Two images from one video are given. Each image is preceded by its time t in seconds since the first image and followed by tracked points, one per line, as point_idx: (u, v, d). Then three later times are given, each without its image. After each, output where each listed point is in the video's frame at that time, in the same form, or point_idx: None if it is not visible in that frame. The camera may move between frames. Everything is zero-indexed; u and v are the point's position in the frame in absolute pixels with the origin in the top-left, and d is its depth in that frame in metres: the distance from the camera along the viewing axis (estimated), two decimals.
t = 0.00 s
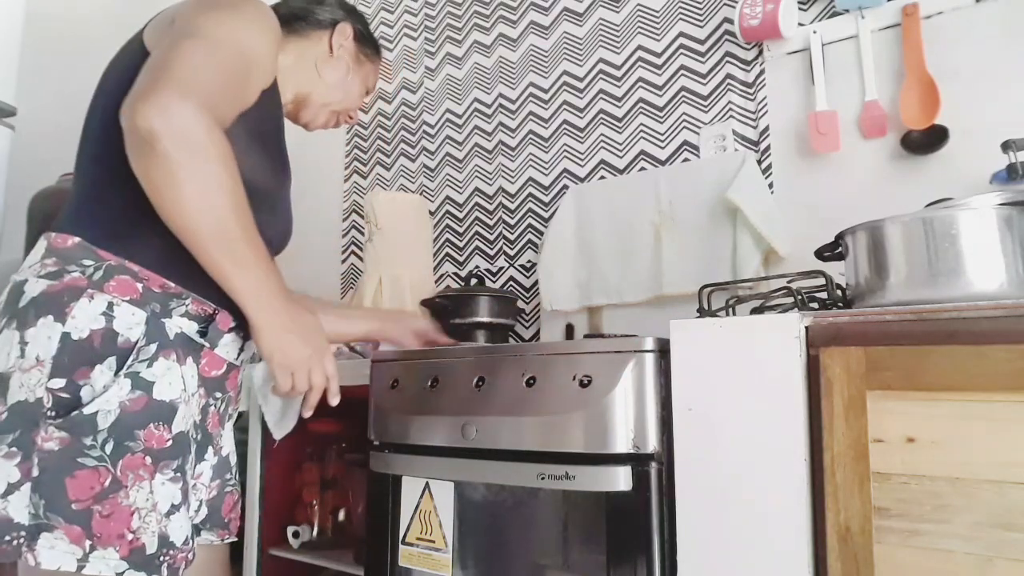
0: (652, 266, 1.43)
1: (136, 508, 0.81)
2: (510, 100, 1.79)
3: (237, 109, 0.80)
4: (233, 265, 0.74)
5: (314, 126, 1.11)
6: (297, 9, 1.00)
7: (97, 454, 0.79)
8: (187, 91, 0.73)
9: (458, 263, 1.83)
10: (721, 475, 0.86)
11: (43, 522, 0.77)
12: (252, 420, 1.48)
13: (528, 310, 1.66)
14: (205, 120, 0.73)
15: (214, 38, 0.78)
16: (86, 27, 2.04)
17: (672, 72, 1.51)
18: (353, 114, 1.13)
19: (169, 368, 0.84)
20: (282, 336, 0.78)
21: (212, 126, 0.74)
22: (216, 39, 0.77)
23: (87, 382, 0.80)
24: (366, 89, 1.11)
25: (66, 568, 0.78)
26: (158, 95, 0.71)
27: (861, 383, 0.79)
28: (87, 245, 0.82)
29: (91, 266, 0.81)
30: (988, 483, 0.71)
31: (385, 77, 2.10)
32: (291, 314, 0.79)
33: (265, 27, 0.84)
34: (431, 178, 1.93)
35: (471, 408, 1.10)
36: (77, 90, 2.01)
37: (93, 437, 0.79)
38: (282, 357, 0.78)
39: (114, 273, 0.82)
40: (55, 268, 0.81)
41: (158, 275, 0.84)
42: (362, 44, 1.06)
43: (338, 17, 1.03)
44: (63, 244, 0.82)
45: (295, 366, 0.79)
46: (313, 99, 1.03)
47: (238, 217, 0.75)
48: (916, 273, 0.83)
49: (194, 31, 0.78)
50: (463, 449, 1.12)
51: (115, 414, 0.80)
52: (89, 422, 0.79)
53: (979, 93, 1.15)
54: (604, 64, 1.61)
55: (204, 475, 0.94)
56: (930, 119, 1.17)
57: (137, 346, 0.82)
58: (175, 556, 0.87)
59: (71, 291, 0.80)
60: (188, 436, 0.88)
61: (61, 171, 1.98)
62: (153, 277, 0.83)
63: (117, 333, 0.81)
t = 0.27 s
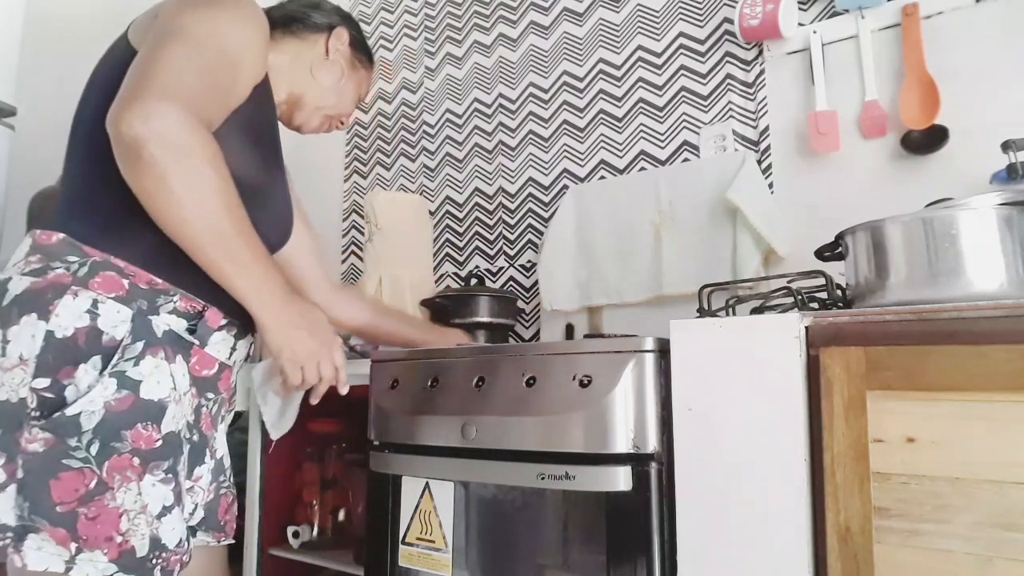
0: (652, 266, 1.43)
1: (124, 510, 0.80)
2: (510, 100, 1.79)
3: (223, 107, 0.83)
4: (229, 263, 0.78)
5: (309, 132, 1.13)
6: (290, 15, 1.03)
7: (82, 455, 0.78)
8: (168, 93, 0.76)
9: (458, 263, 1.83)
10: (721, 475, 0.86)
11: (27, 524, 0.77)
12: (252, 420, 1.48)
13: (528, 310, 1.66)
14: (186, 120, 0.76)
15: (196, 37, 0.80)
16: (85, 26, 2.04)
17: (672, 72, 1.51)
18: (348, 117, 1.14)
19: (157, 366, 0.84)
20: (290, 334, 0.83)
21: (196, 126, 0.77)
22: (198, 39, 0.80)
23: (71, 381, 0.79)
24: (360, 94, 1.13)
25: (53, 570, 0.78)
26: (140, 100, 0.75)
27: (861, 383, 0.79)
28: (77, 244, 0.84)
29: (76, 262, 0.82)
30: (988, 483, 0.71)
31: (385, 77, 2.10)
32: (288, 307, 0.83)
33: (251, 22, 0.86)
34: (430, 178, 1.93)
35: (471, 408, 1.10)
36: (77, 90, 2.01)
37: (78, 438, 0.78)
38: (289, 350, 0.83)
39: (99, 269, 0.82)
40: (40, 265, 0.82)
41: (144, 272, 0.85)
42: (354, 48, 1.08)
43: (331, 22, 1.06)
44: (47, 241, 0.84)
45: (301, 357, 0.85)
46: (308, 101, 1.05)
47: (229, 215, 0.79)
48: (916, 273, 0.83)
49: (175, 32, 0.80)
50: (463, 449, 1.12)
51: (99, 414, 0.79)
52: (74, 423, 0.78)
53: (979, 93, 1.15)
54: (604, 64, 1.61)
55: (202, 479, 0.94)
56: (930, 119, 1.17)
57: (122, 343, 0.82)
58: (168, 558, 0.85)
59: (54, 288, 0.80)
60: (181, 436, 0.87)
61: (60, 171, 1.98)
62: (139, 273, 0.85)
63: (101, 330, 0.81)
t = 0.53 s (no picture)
0: (652, 266, 1.43)
1: (112, 513, 0.81)
2: (510, 100, 1.79)
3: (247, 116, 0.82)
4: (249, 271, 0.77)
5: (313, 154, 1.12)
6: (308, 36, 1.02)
7: (69, 457, 0.79)
8: (196, 97, 0.75)
9: (458, 263, 1.83)
10: (721, 475, 0.86)
11: (15, 522, 0.79)
12: (252, 421, 1.49)
13: (528, 310, 1.66)
14: (212, 125, 0.75)
15: (223, 45, 0.79)
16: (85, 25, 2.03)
17: (672, 72, 1.50)
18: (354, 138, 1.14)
19: (146, 367, 0.83)
20: (303, 342, 0.83)
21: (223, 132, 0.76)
22: (225, 46, 0.79)
23: (59, 380, 0.79)
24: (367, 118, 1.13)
25: (42, 566, 0.80)
26: (166, 104, 0.73)
27: (861, 383, 0.79)
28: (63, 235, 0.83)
29: (66, 257, 0.82)
30: (988, 483, 0.71)
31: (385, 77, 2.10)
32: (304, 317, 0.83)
33: (275, 32, 0.85)
34: (431, 178, 1.93)
35: (471, 408, 1.10)
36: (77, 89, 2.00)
37: (65, 440, 0.78)
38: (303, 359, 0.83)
39: (88, 265, 0.82)
40: (28, 258, 0.82)
41: (135, 271, 0.84)
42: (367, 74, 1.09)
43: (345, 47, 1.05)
44: (38, 234, 0.83)
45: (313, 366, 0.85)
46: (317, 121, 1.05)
47: (251, 222, 0.77)
48: (916, 273, 0.83)
49: (203, 37, 0.80)
50: (463, 449, 1.12)
51: (88, 416, 0.79)
52: (61, 425, 0.78)
53: (979, 92, 1.15)
54: (604, 64, 1.61)
55: (192, 483, 0.92)
56: (930, 119, 1.17)
57: (111, 343, 0.81)
58: (158, 561, 0.85)
59: (41, 282, 0.80)
60: (170, 438, 0.86)
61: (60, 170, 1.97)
62: (129, 272, 0.84)
63: (89, 328, 0.80)
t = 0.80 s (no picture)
0: (652, 267, 1.43)
1: (82, 521, 0.75)
2: (510, 100, 1.79)
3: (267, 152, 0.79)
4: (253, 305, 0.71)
5: (315, 205, 1.06)
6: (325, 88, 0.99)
7: (41, 458, 0.73)
8: (222, 121, 0.72)
9: (458, 263, 1.82)
10: (721, 474, 0.86)
11: None
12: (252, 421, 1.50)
13: (529, 310, 1.66)
14: (237, 150, 0.71)
15: (252, 79, 0.78)
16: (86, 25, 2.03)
17: (672, 72, 1.50)
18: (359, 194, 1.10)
19: (126, 371, 0.76)
20: (295, 384, 0.74)
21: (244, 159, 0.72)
22: (254, 79, 0.78)
23: (37, 375, 0.73)
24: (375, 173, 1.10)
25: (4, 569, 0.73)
26: (193, 123, 0.70)
27: (861, 383, 0.79)
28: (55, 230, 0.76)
29: (55, 249, 0.75)
30: (988, 483, 0.71)
31: (385, 77, 2.10)
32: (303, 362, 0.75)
33: (303, 75, 0.84)
34: (431, 178, 1.93)
35: (472, 408, 1.10)
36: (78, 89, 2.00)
37: (39, 440, 0.72)
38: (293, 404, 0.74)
39: (77, 262, 0.75)
40: (16, 243, 0.74)
41: (121, 275, 0.78)
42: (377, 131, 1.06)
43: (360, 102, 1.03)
44: (29, 222, 0.76)
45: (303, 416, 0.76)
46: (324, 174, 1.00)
47: (263, 253, 0.71)
48: (916, 273, 0.83)
49: (234, 70, 0.78)
50: (464, 450, 1.12)
51: (66, 418, 0.73)
52: (37, 423, 0.72)
53: (980, 92, 1.15)
54: (604, 64, 1.61)
55: (163, 494, 0.83)
56: (931, 119, 1.17)
57: (93, 344, 0.75)
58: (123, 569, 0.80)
59: (28, 269, 0.73)
60: (145, 448, 0.80)
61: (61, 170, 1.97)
62: (115, 275, 0.78)
63: (70, 325, 0.73)
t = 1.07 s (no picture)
0: (652, 267, 1.43)
1: (83, 525, 0.76)
2: (510, 100, 1.79)
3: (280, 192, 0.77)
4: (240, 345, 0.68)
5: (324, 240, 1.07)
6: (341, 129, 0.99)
7: (37, 465, 0.72)
8: (245, 157, 0.70)
9: (458, 263, 1.82)
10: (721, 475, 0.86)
11: None
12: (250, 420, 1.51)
13: (529, 310, 1.66)
14: (254, 188, 0.70)
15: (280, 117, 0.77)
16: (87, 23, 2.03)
17: (672, 72, 1.51)
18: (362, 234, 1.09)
19: (120, 383, 0.76)
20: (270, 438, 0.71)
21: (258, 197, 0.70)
22: (280, 118, 0.77)
23: (30, 381, 0.71)
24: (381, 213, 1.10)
25: None
26: (213, 152, 0.69)
27: (861, 382, 0.79)
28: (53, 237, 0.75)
29: (54, 257, 0.74)
30: (988, 483, 0.71)
31: (385, 77, 2.10)
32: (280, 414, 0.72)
33: (326, 120, 0.84)
34: (430, 178, 1.93)
35: (472, 408, 1.10)
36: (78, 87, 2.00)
37: (36, 446, 0.71)
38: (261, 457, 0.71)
39: (74, 272, 0.74)
40: (15, 248, 0.72)
41: (115, 291, 0.77)
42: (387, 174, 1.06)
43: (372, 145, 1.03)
44: (31, 228, 0.74)
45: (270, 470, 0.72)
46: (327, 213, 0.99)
47: (260, 294, 0.69)
48: (916, 273, 0.83)
49: (263, 106, 0.77)
50: (465, 450, 1.12)
51: (64, 425, 0.72)
52: (34, 430, 0.71)
53: (980, 92, 1.15)
54: (604, 64, 1.61)
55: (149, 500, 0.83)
56: (930, 119, 1.17)
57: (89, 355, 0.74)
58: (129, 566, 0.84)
59: (25, 275, 0.71)
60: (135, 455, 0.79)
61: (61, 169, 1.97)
62: (108, 290, 0.77)
63: (63, 334, 0.72)
